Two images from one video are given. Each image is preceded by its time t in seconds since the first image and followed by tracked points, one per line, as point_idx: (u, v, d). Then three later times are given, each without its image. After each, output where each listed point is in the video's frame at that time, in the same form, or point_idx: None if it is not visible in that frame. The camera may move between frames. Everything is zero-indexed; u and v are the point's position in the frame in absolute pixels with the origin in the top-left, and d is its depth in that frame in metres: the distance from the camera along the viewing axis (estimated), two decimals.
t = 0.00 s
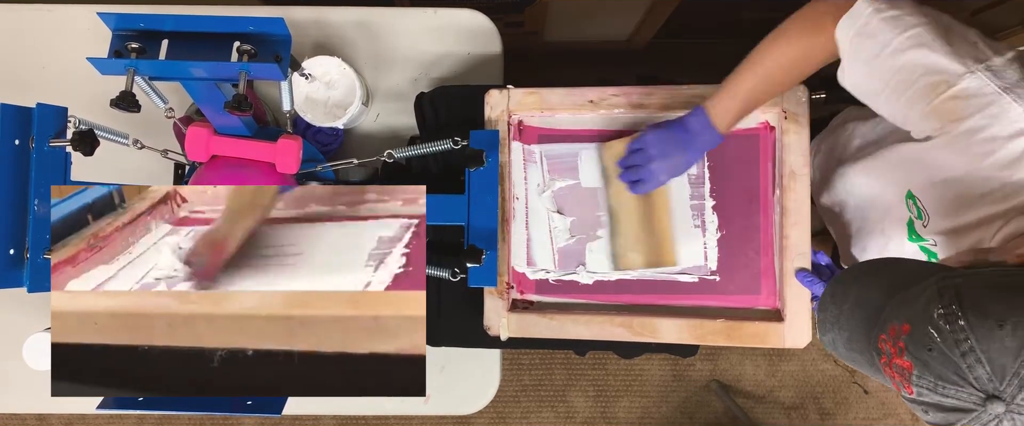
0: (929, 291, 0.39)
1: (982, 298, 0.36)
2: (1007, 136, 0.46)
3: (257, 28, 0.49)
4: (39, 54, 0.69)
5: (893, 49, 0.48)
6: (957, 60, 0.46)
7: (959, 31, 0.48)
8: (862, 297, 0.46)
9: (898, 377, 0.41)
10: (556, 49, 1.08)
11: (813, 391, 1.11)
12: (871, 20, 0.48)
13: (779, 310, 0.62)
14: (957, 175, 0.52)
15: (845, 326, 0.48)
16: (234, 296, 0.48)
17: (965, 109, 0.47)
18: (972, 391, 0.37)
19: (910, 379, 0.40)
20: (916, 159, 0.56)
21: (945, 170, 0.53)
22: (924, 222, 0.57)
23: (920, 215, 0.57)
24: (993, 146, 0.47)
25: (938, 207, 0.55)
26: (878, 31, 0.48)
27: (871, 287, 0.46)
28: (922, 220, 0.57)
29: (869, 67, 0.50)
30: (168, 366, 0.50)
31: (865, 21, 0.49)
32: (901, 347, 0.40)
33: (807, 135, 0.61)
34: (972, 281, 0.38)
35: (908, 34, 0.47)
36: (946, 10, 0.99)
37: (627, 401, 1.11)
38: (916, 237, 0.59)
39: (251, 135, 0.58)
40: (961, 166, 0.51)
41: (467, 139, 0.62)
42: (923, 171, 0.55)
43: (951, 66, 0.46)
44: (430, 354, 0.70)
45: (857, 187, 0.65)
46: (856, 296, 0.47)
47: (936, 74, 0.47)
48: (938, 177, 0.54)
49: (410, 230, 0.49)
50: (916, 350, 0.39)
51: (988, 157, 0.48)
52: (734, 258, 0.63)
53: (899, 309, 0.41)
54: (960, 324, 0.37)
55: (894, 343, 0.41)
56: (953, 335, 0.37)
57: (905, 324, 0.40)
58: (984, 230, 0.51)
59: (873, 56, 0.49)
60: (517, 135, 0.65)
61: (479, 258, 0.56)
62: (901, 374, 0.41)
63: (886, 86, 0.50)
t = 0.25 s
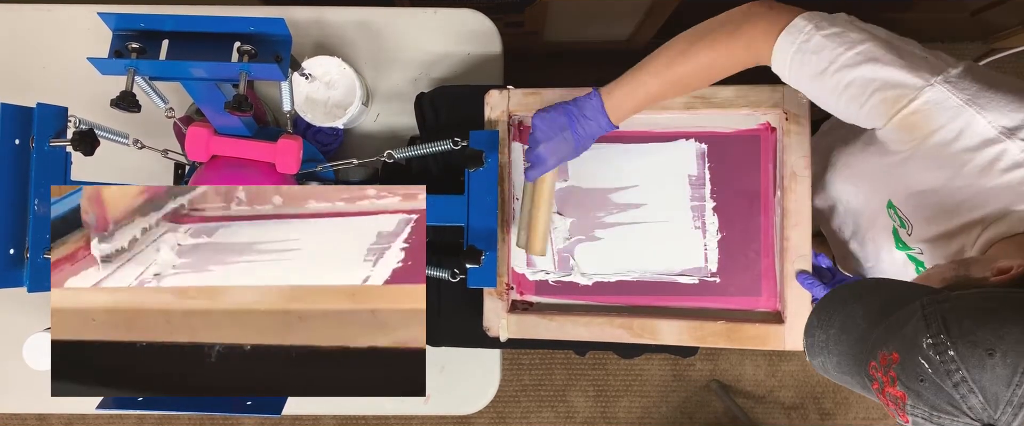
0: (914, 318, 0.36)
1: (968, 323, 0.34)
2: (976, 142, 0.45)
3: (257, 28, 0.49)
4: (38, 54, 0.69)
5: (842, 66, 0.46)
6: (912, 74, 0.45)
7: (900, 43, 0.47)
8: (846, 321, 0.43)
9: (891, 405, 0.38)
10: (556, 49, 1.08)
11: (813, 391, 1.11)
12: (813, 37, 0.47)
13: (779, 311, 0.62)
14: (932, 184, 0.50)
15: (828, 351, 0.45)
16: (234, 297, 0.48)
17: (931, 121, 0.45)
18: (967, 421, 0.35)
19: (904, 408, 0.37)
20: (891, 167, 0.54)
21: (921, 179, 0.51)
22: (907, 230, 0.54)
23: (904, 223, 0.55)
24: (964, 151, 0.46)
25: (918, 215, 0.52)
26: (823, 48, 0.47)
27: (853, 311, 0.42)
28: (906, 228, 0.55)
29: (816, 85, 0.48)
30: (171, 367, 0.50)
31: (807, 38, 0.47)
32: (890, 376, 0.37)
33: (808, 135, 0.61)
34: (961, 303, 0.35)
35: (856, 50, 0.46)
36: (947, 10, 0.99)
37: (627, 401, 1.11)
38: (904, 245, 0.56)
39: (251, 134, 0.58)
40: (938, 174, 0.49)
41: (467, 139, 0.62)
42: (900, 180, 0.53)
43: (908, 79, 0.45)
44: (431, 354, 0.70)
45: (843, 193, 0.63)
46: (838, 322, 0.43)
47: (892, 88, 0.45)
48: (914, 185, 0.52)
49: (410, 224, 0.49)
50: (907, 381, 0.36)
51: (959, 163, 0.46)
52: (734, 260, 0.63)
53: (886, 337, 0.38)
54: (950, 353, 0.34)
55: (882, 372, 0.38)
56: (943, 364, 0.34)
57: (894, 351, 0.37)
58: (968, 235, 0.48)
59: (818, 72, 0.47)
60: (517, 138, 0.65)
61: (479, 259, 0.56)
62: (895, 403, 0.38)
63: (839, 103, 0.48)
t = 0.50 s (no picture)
0: (882, 296, 0.36)
1: (931, 295, 0.34)
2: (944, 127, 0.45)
3: (257, 28, 0.49)
4: (38, 53, 0.69)
5: (802, 75, 0.48)
6: (872, 73, 0.47)
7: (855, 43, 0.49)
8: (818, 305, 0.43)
9: (865, 383, 0.38)
10: (556, 49, 1.08)
11: (813, 391, 1.11)
12: (767, 49, 0.49)
13: (778, 313, 0.62)
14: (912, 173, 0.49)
15: (804, 337, 0.45)
16: (233, 299, 0.48)
17: (904, 115, 0.47)
18: (933, 394, 0.35)
19: (876, 385, 0.37)
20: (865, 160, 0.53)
21: (897, 172, 0.50)
22: (890, 225, 0.53)
23: (885, 216, 0.53)
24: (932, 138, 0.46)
25: (899, 205, 0.51)
26: (779, 60, 0.49)
27: (823, 294, 0.42)
28: (888, 222, 0.53)
29: (783, 96, 0.50)
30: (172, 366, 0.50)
31: (761, 51, 0.49)
32: (862, 355, 0.37)
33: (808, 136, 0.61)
34: (928, 278, 0.35)
35: (810, 58, 0.48)
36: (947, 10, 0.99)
37: (627, 401, 1.11)
38: (888, 241, 0.54)
39: (251, 134, 0.58)
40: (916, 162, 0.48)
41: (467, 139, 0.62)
42: (872, 173, 0.53)
43: (869, 79, 0.47)
44: (431, 354, 0.70)
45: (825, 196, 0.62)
46: (811, 307, 0.43)
47: (856, 88, 0.47)
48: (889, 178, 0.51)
49: (410, 228, 0.49)
50: (877, 358, 0.36)
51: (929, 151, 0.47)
52: (734, 260, 0.63)
53: (857, 316, 0.38)
54: (914, 329, 0.34)
55: (856, 351, 0.38)
56: (907, 340, 0.34)
57: (864, 331, 0.37)
58: (947, 220, 0.47)
59: (780, 82, 0.49)
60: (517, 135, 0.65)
61: (479, 259, 0.56)
62: (867, 381, 0.38)
63: (809, 107, 0.50)
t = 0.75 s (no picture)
0: (956, 292, 0.38)
1: (1010, 294, 0.35)
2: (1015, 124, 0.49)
3: (256, 28, 0.49)
4: (38, 54, 0.69)
5: (908, 50, 0.50)
6: (968, 58, 0.49)
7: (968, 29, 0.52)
8: (878, 297, 0.45)
9: (926, 380, 0.40)
10: (556, 49, 1.08)
11: (813, 391, 1.11)
12: (886, 21, 0.50)
13: (780, 310, 0.62)
14: (973, 169, 0.53)
15: (859, 329, 0.48)
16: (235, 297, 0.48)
17: (979, 103, 0.49)
18: (1005, 396, 0.36)
19: (939, 383, 0.39)
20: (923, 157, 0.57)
21: (956, 167, 0.55)
22: (938, 221, 0.58)
23: (935, 213, 0.58)
24: (1000, 129, 0.50)
25: (952, 204, 0.56)
26: (892, 31, 0.50)
27: (887, 289, 0.44)
28: (936, 220, 0.58)
29: (876, 69, 0.52)
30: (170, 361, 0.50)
31: (877, 22, 0.50)
32: (929, 350, 0.39)
33: (807, 133, 0.61)
34: (1004, 278, 0.36)
35: (923, 32, 0.50)
36: (946, 9, 0.99)
37: (627, 401, 1.11)
38: (928, 237, 0.59)
39: (251, 134, 0.58)
40: (977, 159, 0.52)
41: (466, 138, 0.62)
42: (932, 171, 0.57)
43: (965, 61, 0.49)
44: (431, 353, 0.70)
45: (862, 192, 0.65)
46: (869, 299, 0.46)
47: (950, 69, 0.49)
48: (949, 173, 0.56)
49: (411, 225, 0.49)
50: (946, 354, 0.37)
51: (991, 139, 0.50)
52: (734, 257, 0.63)
53: (925, 312, 0.40)
54: (990, 327, 0.35)
55: (919, 347, 0.40)
56: (983, 339, 0.36)
57: (933, 327, 0.39)
58: (1001, 225, 0.52)
59: (889, 53, 0.50)
60: (518, 134, 0.65)
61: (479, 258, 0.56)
62: (930, 378, 0.39)
63: (887, 82, 0.52)
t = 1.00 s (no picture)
0: (939, 296, 0.40)
1: (990, 301, 0.37)
2: (992, 138, 0.47)
3: (255, 28, 0.49)
4: (38, 54, 0.69)
5: (879, 70, 0.47)
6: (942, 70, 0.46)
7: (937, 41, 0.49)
8: (867, 299, 0.47)
9: (908, 380, 0.42)
10: (556, 49, 1.08)
11: (813, 391, 1.11)
12: (859, 36, 0.48)
13: (781, 307, 0.62)
14: (959, 180, 0.52)
15: (848, 329, 0.50)
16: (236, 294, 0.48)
17: (960, 118, 0.47)
18: (983, 397, 0.38)
19: (922, 384, 0.41)
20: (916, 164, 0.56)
21: (948, 175, 0.53)
22: (937, 225, 0.57)
23: (933, 216, 0.57)
24: (983, 142, 0.47)
25: (948, 210, 0.55)
26: (866, 48, 0.47)
27: (878, 292, 0.46)
28: (934, 223, 0.57)
29: (852, 86, 0.49)
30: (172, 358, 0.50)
31: (849, 42, 0.48)
32: (912, 351, 0.41)
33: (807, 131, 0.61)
34: (984, 283, 0.38)
35: (897, 50, 0.47)
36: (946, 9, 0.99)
37: (627, 401, 1.11)
38: (928, 239, 0.59)
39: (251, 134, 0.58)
40: (960, 169, 0.51)
41: (466, 137, 0.62)
42: (925, 177, 0.56)
43: (945, 75, 0.46)
44: (431, 353, 0.70)
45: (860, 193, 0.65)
46: (859, 300, 0.48)
47: (926, 84, 0.46)
48: (936, 181, 0.55)
49: (412, 220, 0.49)
50: (927, 354, 0.39)
51: (974, 152, 0.48)
52: (735, 254, 0.63)
53: (909, 314, 0.42)
54: (971, 329, 0.37)
55: (903, 347, 0.42)
56: (963, 339, 0.38)
57: (917, 328, 0.41)
58: (996, 230, 0.51)
59: (858, 73, 0.48)
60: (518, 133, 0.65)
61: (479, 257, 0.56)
62: (912, 378, 0.41)
63: (871, 104, 0.49)
